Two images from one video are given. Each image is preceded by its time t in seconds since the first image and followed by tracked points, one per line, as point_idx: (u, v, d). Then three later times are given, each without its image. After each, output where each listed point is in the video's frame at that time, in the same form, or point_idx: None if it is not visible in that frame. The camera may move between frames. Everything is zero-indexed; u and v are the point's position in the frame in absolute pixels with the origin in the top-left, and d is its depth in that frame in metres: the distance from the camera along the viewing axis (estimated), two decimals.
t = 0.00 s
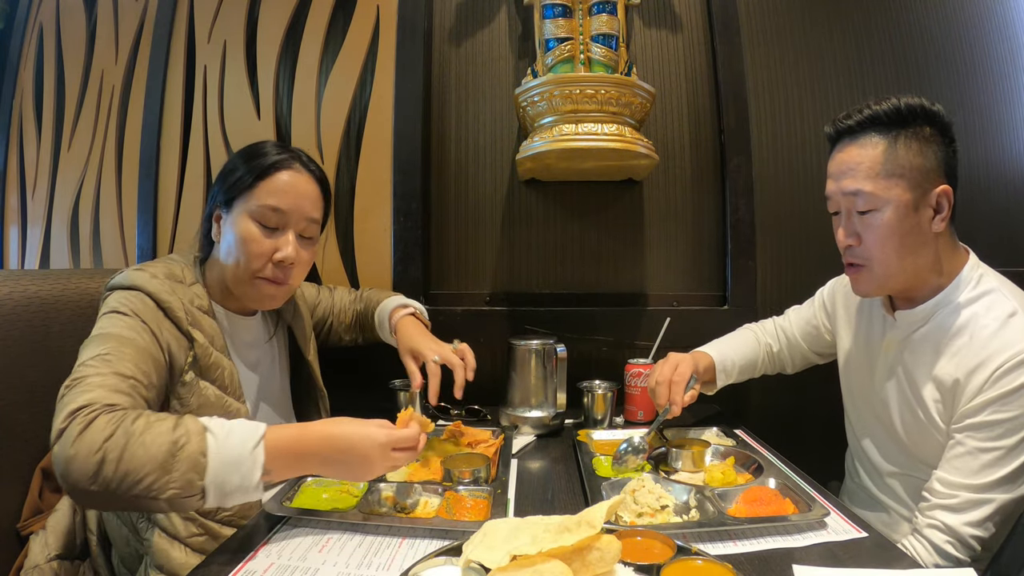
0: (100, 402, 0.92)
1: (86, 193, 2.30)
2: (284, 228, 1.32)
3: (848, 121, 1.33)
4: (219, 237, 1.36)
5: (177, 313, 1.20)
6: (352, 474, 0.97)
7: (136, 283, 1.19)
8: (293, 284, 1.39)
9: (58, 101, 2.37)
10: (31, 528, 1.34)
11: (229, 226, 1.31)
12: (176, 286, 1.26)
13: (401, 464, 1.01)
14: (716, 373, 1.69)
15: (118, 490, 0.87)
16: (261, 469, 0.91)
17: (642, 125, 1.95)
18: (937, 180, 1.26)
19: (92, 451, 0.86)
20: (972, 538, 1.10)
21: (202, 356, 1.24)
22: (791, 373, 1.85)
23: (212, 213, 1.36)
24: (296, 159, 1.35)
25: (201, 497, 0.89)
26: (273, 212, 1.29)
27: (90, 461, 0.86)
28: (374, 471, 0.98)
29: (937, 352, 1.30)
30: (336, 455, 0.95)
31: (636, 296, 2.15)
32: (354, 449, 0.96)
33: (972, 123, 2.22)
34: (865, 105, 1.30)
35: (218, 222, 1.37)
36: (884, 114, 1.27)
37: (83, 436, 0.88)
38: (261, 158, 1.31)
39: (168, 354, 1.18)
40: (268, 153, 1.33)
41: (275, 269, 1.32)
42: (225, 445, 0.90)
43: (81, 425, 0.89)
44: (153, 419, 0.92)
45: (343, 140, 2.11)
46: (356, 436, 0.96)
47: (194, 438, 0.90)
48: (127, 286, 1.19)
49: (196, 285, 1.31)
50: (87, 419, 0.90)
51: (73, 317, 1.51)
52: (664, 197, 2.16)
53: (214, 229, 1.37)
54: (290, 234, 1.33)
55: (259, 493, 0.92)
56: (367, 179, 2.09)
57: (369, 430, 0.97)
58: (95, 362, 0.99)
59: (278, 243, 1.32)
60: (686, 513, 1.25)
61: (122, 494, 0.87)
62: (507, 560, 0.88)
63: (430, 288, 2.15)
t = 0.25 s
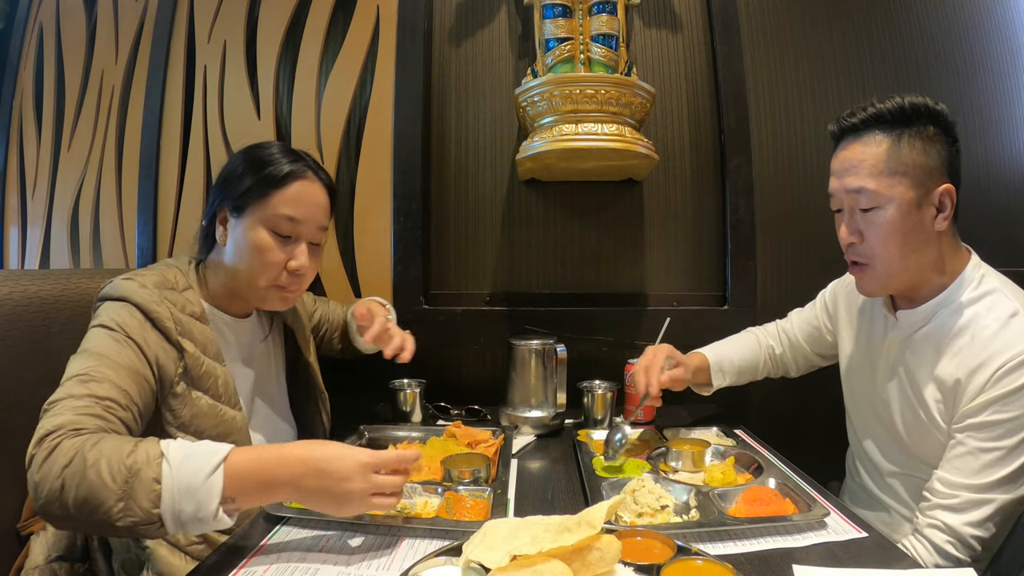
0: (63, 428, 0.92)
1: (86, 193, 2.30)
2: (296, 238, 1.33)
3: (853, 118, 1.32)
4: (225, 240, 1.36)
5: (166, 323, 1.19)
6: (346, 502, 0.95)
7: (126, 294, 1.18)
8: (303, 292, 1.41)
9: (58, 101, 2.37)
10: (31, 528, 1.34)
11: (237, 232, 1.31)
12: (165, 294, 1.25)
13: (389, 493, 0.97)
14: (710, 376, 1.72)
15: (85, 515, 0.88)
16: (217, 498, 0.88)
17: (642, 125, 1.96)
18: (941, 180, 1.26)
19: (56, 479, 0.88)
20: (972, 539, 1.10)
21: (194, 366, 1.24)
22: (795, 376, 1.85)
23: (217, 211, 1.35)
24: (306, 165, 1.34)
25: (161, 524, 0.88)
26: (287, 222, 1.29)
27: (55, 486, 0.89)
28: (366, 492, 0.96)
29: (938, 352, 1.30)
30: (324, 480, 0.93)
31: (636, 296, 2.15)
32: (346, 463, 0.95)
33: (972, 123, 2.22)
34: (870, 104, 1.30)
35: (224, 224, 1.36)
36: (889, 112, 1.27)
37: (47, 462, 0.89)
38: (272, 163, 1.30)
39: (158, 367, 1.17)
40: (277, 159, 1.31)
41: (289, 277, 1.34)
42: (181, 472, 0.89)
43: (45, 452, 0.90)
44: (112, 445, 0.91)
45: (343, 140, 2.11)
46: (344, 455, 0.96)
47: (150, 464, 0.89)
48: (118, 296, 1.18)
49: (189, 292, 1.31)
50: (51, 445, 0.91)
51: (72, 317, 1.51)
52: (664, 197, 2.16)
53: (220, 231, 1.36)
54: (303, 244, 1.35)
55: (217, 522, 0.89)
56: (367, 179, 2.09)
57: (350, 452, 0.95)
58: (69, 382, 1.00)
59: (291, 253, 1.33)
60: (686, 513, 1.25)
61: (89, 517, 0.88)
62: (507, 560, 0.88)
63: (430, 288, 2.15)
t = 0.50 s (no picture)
0: (77, 442, 0.92)
1: (86, 193, 2.30)
2: (298, 238, 1.33)
3: (858, 113, 1.32)
4: (225, 241, 1.35)
5: (168, 330, 1.19)
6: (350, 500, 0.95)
7: (127, 300, 1.17)
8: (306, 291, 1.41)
9: (58, 101, 2.37)
10: (31, 529, 1.33)
11: (238, 234, 1.30)
12: (165, 300, 1.25)
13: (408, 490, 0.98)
14: (705, 387, 1.72)
15: (100, 530, 0.88)
16: (232, 511, 0.88)
17: (642, 125, 1.96)
18: (941, 176, 1.26)
19: (73, 494, 0.88)
20: (973, 539, 1.10)
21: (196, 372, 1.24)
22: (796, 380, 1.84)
23: (217, 211, 1.35)
24: (306, 166, 1.34)
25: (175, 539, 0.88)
26: (290, 222, 1.30)
27: (70, 502, 0.88)
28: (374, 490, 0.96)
29: (937, 352, 1.30)
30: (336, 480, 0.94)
31: (636, 296, 2.15)
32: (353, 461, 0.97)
33: (971, 123, 2.22)
34: (875, 99, 1.30)
35: (224, 225, 1.35)
36: (893, 109, 1.27)
37: (62, 477, 0.89)
38: (273, 162, 1.30)
39: (162, 373, 1.17)
40: (278, 159, 1.30)
41: (292, 278, 1.34)
42: (196, 485, 0.88)
43: (59, 467, 0.90)
44: (126, 459, 0.90)
45: (343, 140, 2.11)
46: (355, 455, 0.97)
47: (164, 478, 0.88)
48: (119, 303, 1.17)
49: (188, 296, 1.31)
50: (65, 460, 0.90)
51: (72, 317, 1.51)
52: (664, 197, 2.16)
53: (219, 232, 1.35)
54: (304, 244, 1.35)
55: (234, 534, 0.89)
56: (366, 179, 2.09)
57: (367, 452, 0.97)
58: (77, 394, 0.99)
59: (294, 253, 1.34)
60: (686, 513, 1.25)
61: (104, 533, 0.88)
62: (507, 560, 0.88)
63: (430, 288, 2.15)
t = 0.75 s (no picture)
0: (89, 435, 0.92)
1: (86, 193, 2.30)
2: (302, 237, 1.33)
3: (856, 112, 1.32)
4: (228, 241, 1.33)
5: (170, 328, 1.19)
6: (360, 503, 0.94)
7: (129, 298, 1.17)
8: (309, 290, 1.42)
9: (58, 101, 2.37)
10: (31, 528, 1.33)
11: (243, 234, 1.30)
12: (167, 298, 1.25)
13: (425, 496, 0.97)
14: (704, 386, 1.72)
15: (109, 526, 0.87)
16: (245, 512, 0.88)
17: (642, 125, 1.96)
18: (940, 173, 1.26)
19: (82, 488, 0.87)
20: (972, 538, 1.10)
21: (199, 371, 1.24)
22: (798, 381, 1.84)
23: (218, 211, 1.33)
24: (309, 166, 1.35)
25: (186, 538, 0.87)
26: (296, 222, 1.30)
27: (79, 496, 0.87)
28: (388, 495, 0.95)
29: (936, 351, 1.30)
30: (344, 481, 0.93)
31: (636, 296, 2.15)
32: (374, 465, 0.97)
33: (972, 123, 2.22)
34: (874, 98, 1.30)
35: (226, 224, 1.34)
36: (892, 107, 1.27)
37: (73, 471, 0.88)
38: (276, 163, 1.29)
39: (165, 369, 1.17)
40: (282, 159, 1.30)
41: (296, 277, 1.35)
42: (210, 483, 0.88)
43: (70, 459, 0.89)
44: (139, 453, 0.91)
45: (343, 140, 2.11)
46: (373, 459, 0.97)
47: (179, 474, 0.89)
48: (121, 300, 1.17)
49: (189, 296, 1.31)
50: (77, 453, 0.90)
51: (72, 317, 1.51)
52: (664, 196, 2.16)
53: (222, 231, 1.34)
54: (308, 244, 1.35)
55: (246, 536, 0.89)
56: (366, 179, 2.09)
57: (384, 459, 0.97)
58: (87, 389, 0.99)
59: (298, 253, 1.34)
60: (686, 513, 1.25)
61: (112, 528, 0.87)
62: (507, 560, 0.87)
63: (430, 288, 2.15)
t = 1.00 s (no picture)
0: (91, 433, 0.92)
1: (86, 193, 2.30)
2: (306, 236, 1.34)
3: (848, 119, 1.32)
4: (231, 240, 1.33)
5: (172, 327, 1.19)
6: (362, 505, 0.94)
7: (131, 297, 1.17)
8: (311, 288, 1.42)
9: (58, 101, 2.37)
10: (32, 528, 1.33)
11: (247, 232, 1.30)
12: (169, 297, 1.25)
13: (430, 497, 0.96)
14: (703, 389, 1.72)
15: (112, 524, 0.87)
16: (248, 511, 0.88)
17: (642, 125, 1.96)
18: (937, 174, 1.26)
19: (85, 486, 0.87)
20: (972, 537, 1.10)
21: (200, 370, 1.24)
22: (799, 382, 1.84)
23: (222, 210, 1.32)
24: (310, 164, 1.35)
25: (189, 536, 0.87)
26: (300, 220, 1.31)
27: (82, 494, 0.87)
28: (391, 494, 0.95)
29: (936, 351, 1.30)
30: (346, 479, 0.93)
31: (636, 296, 2.15)
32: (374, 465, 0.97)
33: (972, 123, 2.22)
34: (865, 104, 1.30)
35: (229, 223, 1.33)
36: (883, 111, 1.27)
37: (76, 468, 0.88)
38: (277, 162, 1.29)
39: (166, 368, 1.17)
40: (283, 158, 1.30)
41: (299, 274, 1.35)
42: (214, 482, 0.88)
43: (73, 457, 0.89)
44: (142, 452, 0.90)
45: (343, 140, 2.11)
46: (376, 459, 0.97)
47: (182, 473, 0.89)
48: (122, 300, 1.17)
49: (191, 296, 1.31)
50: (80, 451, 0.90)
51: (72, 317, 1.51)
52: (664, 197, 2.16)
53: (224, 230, 1.33)
54: (311, 242, 1.36)
55: (250, 534, 0.89)
56: (366, 179, 2.09)
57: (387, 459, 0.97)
58: (89, 387, 0.99)
59: (302, 250, 1.34)
60: (686, 513, 1.25)
61: (116, 526, 0.87)
62: (507, 560, 0.87)
63: (430, 288, 2.15)
